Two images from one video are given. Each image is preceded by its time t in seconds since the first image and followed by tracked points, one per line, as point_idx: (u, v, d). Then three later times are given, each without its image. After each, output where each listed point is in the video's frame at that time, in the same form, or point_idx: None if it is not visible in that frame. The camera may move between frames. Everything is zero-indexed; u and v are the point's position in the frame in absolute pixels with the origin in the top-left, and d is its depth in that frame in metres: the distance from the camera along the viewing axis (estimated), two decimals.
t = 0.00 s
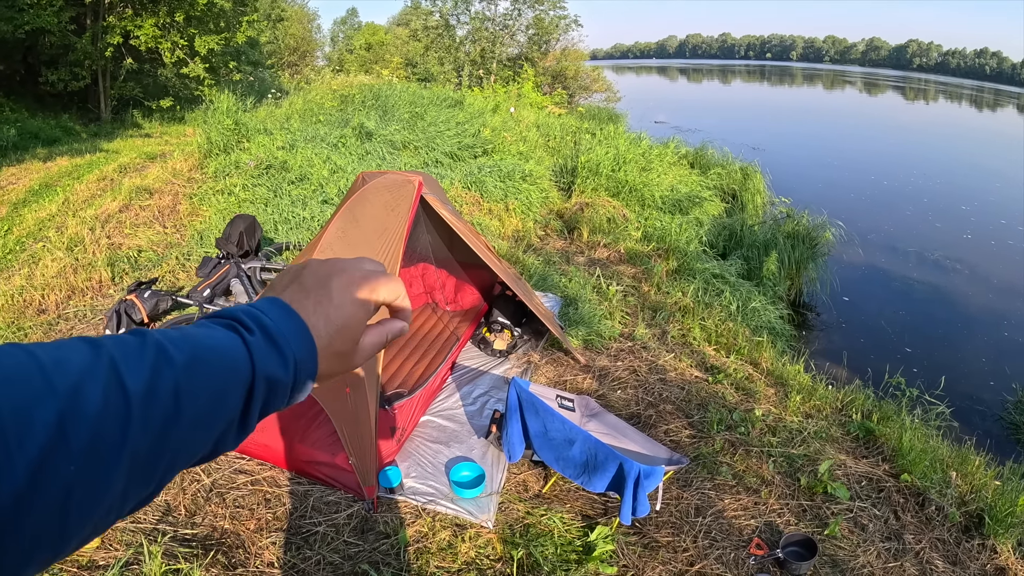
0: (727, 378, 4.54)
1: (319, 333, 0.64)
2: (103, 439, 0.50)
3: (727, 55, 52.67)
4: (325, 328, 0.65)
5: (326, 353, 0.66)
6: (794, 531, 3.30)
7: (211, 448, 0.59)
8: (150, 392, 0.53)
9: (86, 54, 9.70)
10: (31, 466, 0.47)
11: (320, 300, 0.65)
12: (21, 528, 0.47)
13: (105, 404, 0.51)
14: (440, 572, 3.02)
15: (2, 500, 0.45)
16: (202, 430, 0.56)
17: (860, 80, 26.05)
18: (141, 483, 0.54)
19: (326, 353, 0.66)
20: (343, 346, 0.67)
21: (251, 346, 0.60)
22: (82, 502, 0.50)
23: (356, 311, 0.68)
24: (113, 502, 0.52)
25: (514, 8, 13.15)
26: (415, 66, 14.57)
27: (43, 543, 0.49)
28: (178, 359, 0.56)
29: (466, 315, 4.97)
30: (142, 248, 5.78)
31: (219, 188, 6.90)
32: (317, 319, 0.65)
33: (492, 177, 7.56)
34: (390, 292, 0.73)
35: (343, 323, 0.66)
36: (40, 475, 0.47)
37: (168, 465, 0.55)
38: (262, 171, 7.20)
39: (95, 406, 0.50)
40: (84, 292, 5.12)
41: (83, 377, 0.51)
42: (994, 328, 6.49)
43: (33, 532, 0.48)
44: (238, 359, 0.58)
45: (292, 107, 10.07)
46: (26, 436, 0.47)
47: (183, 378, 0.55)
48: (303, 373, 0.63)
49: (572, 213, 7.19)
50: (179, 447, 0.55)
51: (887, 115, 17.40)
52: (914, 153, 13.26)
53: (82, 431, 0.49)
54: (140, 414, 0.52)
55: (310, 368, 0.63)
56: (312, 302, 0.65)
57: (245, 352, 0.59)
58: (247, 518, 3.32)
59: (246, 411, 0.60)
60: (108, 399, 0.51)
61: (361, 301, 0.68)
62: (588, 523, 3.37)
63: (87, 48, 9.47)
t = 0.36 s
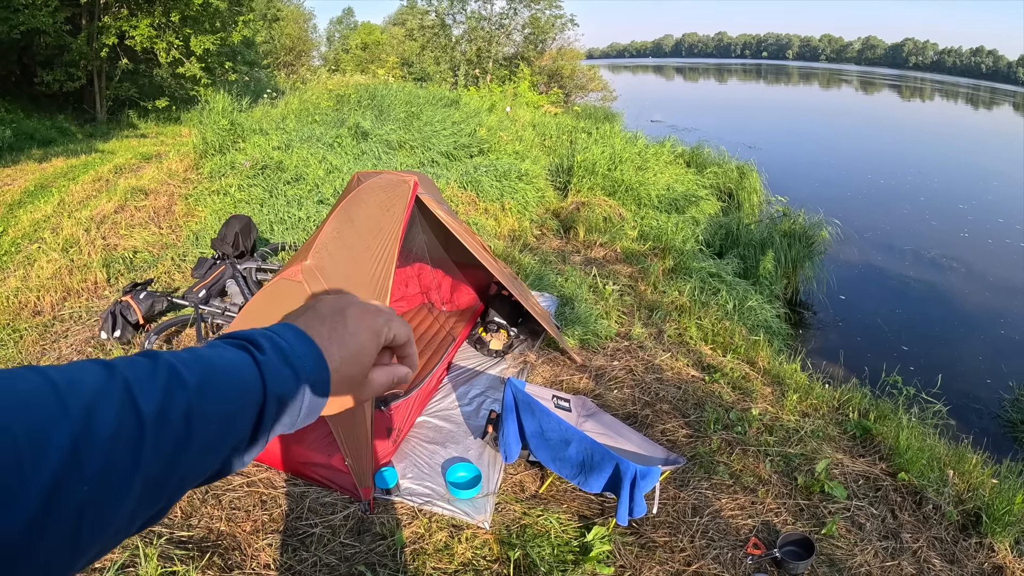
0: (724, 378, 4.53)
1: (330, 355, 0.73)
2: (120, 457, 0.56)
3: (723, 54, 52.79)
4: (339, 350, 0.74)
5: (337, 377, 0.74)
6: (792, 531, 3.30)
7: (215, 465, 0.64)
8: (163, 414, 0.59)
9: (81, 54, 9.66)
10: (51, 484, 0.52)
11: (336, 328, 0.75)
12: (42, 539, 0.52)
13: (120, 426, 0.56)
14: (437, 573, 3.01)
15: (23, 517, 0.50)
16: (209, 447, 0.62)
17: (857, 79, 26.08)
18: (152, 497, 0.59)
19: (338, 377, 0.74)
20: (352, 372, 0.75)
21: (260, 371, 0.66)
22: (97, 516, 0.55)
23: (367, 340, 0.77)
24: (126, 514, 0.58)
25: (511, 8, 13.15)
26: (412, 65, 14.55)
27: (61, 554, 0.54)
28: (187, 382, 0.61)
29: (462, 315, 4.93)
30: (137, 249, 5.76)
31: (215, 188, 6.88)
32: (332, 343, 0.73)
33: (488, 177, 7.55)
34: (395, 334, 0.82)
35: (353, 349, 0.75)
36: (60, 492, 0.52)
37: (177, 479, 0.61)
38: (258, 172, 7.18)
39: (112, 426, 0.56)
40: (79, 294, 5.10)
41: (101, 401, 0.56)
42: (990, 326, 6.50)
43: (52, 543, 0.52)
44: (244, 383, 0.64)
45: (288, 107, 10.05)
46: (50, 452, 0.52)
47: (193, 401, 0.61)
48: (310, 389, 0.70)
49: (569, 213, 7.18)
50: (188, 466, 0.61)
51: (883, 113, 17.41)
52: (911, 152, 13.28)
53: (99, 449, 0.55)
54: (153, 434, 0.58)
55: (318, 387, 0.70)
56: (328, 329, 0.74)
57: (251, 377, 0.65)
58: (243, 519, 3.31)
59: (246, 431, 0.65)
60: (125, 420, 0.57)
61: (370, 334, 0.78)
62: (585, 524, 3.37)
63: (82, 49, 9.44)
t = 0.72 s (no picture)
0: (722, 376, 4.54)
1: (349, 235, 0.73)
2: (130, 338, 0.59)
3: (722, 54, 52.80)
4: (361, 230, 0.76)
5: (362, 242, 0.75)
6: (789, 528, 3.31)
7: (240, 352, 0.62)
8: (167, 305, 0.61)
9: (79, 54, 9.65)
10: (54, 367, 0.55)
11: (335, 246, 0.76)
12: (53, 430, 0.54)
13: (131, 315, 0.60)
14: (435, 570, 3.02)
15: (36, 395, 0.54)
16: (216, 335, 0.61)
17: (855, 78, 26.08)
18: (167, 389, 0.58)
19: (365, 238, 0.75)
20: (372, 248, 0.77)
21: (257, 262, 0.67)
22: (108, 403, 0.56)
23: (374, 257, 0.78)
24: (147, 400, 0.57)
25: (509, 7, 13.15)
26: (410, 64, 14.55)
27: (80, 446, 0.55)
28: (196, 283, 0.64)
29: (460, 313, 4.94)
30: (135, 248, 5.75)
31: (212, 187, 6.87)
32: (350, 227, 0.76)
33: (485, 176, 7.55)
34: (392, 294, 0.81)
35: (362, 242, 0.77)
36: (64, 377, 0.56)
37: (194, 365, 0.60)
38: (256, 171, 7.17)
39: (114, 319, 0.59)
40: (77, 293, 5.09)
41: (112, 298, 0.61)
42: (987, 324, 6.52)
43: (65, 433, 0.55)
44: (243, 272, 0.65)
45: (286, 106, 10.04)
46: (48, 348, 0.56)
47: (195, 290, 0.63)
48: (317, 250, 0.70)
49: (567, 211, 7.18)
50: (201, 349, 0.60)
51: (881, 112, 17.42)
52: (909, 151, 13.29)
53: (100, 339, 0.58)
54: (157, 327, 0.60)
55: (302, 251, 0.69)
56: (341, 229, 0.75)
57: (248, 268, 0.66)
58: (241, 517, 3.31)
59: (252, 319, 0.63)
60: (131, 315, 0.60)
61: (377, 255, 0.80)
62: (583, 521, 3.37)
63: (79, 48, 9.43)
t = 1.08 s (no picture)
0: (721, 374, 4.56)
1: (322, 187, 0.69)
2: (117, 289, 0.51)
3: (722, 53, 52.82)
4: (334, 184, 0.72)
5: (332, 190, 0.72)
6: (787, 526, 3.33)
7: (241, 307, 0.55)
8: (157, 257, 0.54)
9: (79, 52, 9.67)
10: (50, 308, 0.48)
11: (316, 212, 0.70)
12: (46, 378, 0.47)
13: (114, 267, 0.53)
14: (434, 567, 3.04)
15: (18, 351, 0.46)
16: (215, 282, 0.54)
17: (855, 78, 26.09)
18: (168, 338, 0.51)
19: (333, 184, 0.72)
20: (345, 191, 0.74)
21: (246, 219, 0.61)
22: (105, 348, 0.49)
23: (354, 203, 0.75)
24: (144, 348, 0.50)
25: (509, 6, 13.16)
26: (410, 63, 14.57)
27: (73, 398, 0.47)
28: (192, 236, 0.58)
29: (460, 311, 4.96)
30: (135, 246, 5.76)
31: (213, 185, 6.89)
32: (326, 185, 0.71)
33: (485, 174, 7.57)
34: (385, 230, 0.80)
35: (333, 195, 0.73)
36: (62, 315, 0.48)
37: (194, 313, 0.53)
38: (256, 169, 7.19)
39: (108, 265, 0.53)
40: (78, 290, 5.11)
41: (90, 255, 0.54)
42: (986, 324, 6.54)
43: (57, 381, 0.47)
44: (236, 224, 0.59)
45: (286, 105, 10.06)
46: (43, 289, 0.49)
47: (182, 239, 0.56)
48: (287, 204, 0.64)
49: (566, 210, 7.20)
50: (197, 297, 0.53)
51: (881, 112, 17.44)
52: (909, 151, 13.30)
53: (96, 281, 0.51)
54: (154, 270, 0.53)
55: (287, 204, 0.63)
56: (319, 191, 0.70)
57: (241, 221, 0.60)
58: (241, 514, 3.33)
59: (254, 268, 0.56)
60: (125, 263, 0.53)
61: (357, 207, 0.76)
62: (581, 518, 3.39)
63: (80, 46, 9.44)
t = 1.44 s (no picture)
0: (721, 374, 4.56)
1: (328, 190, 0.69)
2: (105, 299, 0.52)
3: (723, 53, 52.82)
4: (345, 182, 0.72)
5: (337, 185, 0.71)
6: (787, 525, 3.34)
7: (232, 317, 0.57)
8: (146, 262, 0.55)
9: (81, 50, 9.67)
10: (34, 321, 0.49)
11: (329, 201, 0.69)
12: (30, 392, 0.48)
13: (101, 273, 0.54)
14: (435, 566, 3.05)
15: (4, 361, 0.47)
16: (205, 293, 0.56)
17: (857, 78, 26.08)
18: (155, 351, 0.52)
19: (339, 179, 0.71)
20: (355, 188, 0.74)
21: (244, 218, 0.61)
22: (92, 360, 0.50)
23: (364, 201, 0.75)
24: (131, 359, 0.51)
25: (510, 5, 13.16)
26: (411, 62, 14.57)
27: (59, 412, 0.48)
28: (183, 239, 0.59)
29: (461, 310, 4.97)
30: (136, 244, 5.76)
31: (214, 184, 6.90)
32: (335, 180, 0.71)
33: (486, 173, 7.56)
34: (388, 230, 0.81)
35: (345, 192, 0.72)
36: (47, 328, 0.49)
37: (182, 322, 0.54)
38: (257, 168, 7.19)
39: (94, 274, 0.53)
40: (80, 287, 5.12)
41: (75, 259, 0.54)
42: (986, 324, 6.54)
43: (46, 392, 0.48)
44: (231, 228, 0.60)
45: (287, 103, 10.06)
46: (26, 300, 0.50)
47: (171, 244, 0.57)
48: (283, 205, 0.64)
49: (567, 210, 7.21)
50: (185, 304, 0.54)
51: (883, 112, 17.43)
52: (910, 151, 13.30)
53: (82, 293, 0.52)
54: (143, 276, 0.54)
55: (289, 204, 0.64)
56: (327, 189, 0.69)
57: (238, 222, 0.61)
58: (242, 512, 3.34)
59: (246, 278, 0.58)
60: (112, 270, 0.54)
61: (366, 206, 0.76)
62: (582, 518, 3.40)
63: (81, 45, 9.46)
